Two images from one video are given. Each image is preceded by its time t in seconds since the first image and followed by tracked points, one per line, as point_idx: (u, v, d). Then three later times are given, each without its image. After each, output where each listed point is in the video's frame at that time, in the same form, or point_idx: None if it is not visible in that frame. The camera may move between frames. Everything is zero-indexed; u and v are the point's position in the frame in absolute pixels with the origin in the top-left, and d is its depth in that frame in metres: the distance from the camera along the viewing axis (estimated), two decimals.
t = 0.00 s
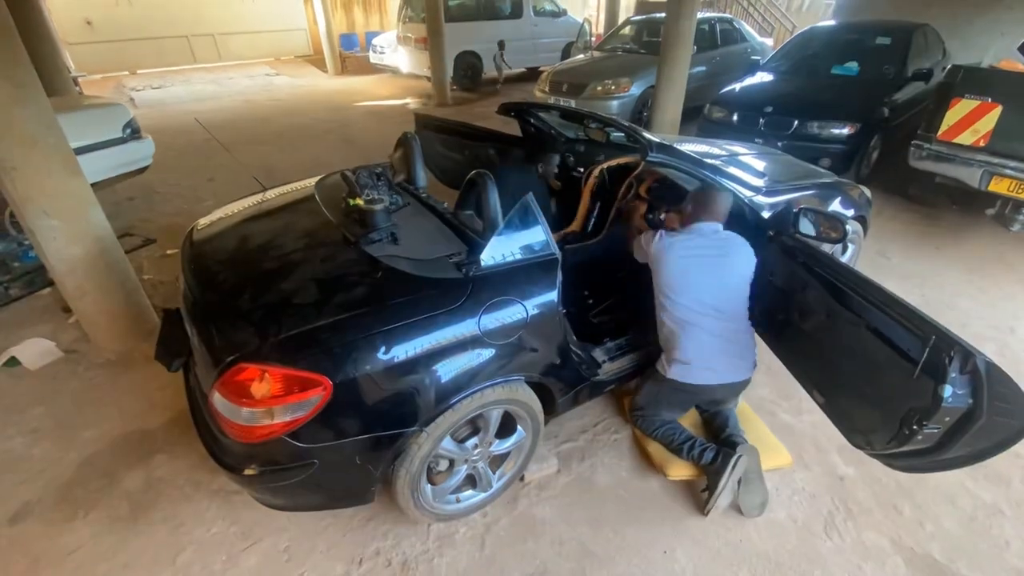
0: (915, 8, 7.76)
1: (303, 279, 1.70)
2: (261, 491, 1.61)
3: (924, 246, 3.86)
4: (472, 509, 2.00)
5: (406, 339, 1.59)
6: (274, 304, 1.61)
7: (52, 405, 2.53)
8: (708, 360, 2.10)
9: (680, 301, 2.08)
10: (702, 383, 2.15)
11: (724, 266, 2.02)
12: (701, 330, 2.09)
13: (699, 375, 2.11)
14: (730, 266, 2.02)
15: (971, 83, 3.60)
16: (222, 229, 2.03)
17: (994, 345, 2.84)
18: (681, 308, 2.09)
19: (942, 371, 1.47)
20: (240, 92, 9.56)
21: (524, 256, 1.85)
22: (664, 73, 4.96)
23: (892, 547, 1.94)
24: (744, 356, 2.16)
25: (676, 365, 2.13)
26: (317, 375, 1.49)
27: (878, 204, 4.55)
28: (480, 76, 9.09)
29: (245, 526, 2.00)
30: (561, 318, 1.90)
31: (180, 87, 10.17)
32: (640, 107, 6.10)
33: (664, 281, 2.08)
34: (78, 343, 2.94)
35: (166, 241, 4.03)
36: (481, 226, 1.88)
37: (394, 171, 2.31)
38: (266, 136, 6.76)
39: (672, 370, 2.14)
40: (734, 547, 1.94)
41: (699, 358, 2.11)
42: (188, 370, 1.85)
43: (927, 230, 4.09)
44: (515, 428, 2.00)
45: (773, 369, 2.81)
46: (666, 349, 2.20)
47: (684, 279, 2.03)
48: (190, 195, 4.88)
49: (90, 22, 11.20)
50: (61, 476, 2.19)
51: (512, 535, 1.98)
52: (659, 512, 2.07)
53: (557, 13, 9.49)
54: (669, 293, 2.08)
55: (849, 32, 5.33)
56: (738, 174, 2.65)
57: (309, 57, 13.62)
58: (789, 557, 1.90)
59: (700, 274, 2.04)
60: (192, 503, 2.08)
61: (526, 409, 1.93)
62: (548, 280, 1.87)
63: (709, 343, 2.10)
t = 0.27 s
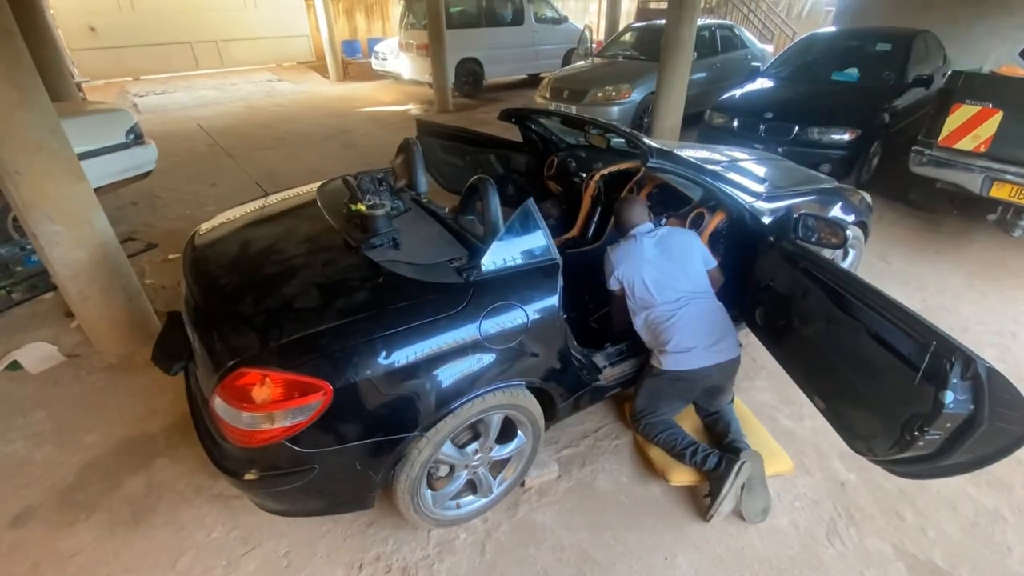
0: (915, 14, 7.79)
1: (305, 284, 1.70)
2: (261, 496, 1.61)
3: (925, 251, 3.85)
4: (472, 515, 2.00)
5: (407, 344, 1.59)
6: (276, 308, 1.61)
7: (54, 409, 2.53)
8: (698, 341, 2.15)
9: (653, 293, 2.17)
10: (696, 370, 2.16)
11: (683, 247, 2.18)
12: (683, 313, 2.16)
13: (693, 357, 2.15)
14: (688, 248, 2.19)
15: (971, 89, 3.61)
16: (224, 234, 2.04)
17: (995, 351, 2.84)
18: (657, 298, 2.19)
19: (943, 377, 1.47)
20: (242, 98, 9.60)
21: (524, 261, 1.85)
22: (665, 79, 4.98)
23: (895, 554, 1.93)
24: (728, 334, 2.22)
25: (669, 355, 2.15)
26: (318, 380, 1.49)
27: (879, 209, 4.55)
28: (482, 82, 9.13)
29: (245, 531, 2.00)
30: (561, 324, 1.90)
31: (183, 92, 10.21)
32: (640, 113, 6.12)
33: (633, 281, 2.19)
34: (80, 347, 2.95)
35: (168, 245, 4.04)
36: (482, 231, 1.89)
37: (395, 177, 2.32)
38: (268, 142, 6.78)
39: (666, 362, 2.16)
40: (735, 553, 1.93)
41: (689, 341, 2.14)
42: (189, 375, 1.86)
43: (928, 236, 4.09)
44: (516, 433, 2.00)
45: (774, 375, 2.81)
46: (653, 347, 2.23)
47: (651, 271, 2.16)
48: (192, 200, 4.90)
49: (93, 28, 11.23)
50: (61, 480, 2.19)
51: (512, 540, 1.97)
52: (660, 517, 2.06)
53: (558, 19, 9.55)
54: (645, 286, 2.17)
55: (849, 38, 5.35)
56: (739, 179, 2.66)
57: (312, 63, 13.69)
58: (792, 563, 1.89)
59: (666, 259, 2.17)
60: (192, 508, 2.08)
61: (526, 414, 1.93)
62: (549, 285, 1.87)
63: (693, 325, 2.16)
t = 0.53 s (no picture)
0: (915, 17, 7.81)
1: (305, 286, 1.70)
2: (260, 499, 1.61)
3: (926, 254, 3.85)
4: (472, 517, 1.99)
5: (408, 346, 1.59)
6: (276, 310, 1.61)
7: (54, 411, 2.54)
8: (695, 341, 2.15)
9: (653, 292, 2.19)
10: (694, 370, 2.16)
11: (684, 250, 2.20)
12: (681, 312, 2.18)
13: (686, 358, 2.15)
14: (687, 250, 2.18)
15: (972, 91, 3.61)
16: (225, 236, 2.04)
17: (997, 353, 2.84)
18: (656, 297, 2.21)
19: (944, 379, 1.47)
20: (243, 100, 9.62)
21: (525, 263, 1.85)
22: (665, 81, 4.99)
23: (896, 557, 1.92)
24: (727, 333, 2.22)
25: (667, 354, 2.17)
26: (318, 381, 1.48)
27: (879, 211, 4.55)
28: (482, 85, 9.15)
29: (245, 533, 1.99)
30: (562, 326, 1.90)
31: (184, 95, 10.24)
32: (640, 116, 6.12)
33: (633, 278, 2.21)
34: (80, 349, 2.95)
35: (169, 247, 4.05)
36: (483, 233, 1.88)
37: (396, 179, 2.32)
38: (269, 144, 6.80)
39: (664, 362, 2.18)
40: (736, 555, 1.93)
41: (686, 341, 2.15)
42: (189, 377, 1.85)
43: (929, 238, 4.09)
44: (516, 436, 2.00)
45: (775, 377, 2.80)
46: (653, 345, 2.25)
47: (651, 269, 2.18)
48: (193, 203, 4.90)
49: (95, 31, 11.29)
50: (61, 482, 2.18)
51: (513, 543, 1.97)
52: (661, 520, 2.05)
53: (559, 22, 9.58)
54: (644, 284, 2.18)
55: (849, 41, 5.36)
56: (740, 182, 2.66)
57: (312, 65, 13.73)
58: (793, 566, 1.89)
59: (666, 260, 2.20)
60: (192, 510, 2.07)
61: (527, 417, 1.93)
62: (550, 287, 1.87)
63: (690, 325, 2.17)
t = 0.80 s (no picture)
0: (916, 18, 7.81)
1: (306, 287, 1.70)
2: (261, 500, 1.61)
3: (926, 255, 3.85)
4: (472, 518, 2.00)
5: (408, 347, 1.59)
6: (276, 311, 1.61)
7: (55, 412, 2.54)
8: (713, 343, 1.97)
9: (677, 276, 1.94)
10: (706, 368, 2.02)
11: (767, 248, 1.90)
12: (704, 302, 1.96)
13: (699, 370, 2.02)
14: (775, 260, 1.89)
15: (972, 92, 3.62)
16: (226, 237, 2.04)
17: (997, 354, 2.84)
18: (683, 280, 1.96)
19: (944, 381, 1.47)
20: (243, 101, 9.64)
21: (526, 265, 1.85)
22: (665, 82, 4.99)
23: (897, 558, 1.92)
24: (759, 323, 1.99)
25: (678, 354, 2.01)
26: (319, 382, 1.49)
27: (879, 212, 4.55)
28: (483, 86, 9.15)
29: (245, 534, 2.00)
30: (562, 327, 1.90)
31: (185, 95, 10.26)
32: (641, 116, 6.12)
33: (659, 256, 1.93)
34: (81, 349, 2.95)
35: (169, 248, 4.05)
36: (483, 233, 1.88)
37: (397, 180, 2.32)
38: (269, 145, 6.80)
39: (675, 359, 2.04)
40: (736, 556, 1.93)
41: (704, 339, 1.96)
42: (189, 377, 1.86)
43: (929, 239, 4.08)
44: (516, 437, 2.00)
45: (775, 378, 2.80)
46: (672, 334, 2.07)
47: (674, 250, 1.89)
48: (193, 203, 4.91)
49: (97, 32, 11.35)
50: (61, 483, 2.19)
51: (513, 544, 1.97)
52: (661, 521, 2.05)
53: (559, 23, 9.58)
54: (713, 254, 1.86)
55: (849, 42, 5.37)
56: (740, 183, 2.66)
57: (313, 66, 13.75)
58: (793, 567, 1.89)
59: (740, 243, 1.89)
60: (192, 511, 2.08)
61: (527, 418, 1.93)
62: (550, 288, 1.87)
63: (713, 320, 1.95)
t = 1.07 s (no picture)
0: (916, 18, 7.81)
1: (306, 286, 1.70)
2: (261, 499, 1.61)
3: (926, 255, 3.85)
4: (473, 518, 1.99)
5: (409, 346, 1.59)
6: (277, 311, 1.61)
7: (55, 412, 2.54)
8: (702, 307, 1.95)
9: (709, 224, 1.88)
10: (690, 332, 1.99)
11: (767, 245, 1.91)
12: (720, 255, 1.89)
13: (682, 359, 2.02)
14: (767, 261, 1.93)
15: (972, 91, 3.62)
16: (226, 236, 2.04)
17: (998, 355, 2.83)
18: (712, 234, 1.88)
19: (944, 380, 1.47)
20: (244, 101, 9.65)
21: (526, 264, 1.85)
22: (666, 82, 4.99)
23: (897, 558, 1.92)
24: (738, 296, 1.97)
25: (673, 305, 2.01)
26: (319, 382, 1.49)
27: (880, 212, 4.54)
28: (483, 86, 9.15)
29: (245, 534, 1.99)
30: (562, 326, 1.90)
31: (185, 95, 10.28)
32: (641, 116, 6.12)
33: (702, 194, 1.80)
34: (81, 349, 2.95)
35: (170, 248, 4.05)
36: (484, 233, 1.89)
37: (397, 179, 2.32)
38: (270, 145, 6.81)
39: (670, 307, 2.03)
40: (737, 556, 1.93)
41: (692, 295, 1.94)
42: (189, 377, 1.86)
43: (930, 239, 4.08)
44: (517, 436, 1.99)
45: (776, 379, 2.80)
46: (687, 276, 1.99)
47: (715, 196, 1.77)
48: (194, 203, 4.91)
49: (98, 32, 11.40)
50: (62, 482, 2.19)
51: (513, 544, 1.97)
52: (662, 522, 2.05)
53: (559, 23, 9.59)
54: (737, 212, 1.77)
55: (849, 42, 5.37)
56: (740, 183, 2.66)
57: (313, 66, 13.77)
58: (793, 567, 1.89)
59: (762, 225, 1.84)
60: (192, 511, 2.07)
61: (527, 418, 1.92)
62: (551, 288, 1.87)
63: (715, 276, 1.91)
